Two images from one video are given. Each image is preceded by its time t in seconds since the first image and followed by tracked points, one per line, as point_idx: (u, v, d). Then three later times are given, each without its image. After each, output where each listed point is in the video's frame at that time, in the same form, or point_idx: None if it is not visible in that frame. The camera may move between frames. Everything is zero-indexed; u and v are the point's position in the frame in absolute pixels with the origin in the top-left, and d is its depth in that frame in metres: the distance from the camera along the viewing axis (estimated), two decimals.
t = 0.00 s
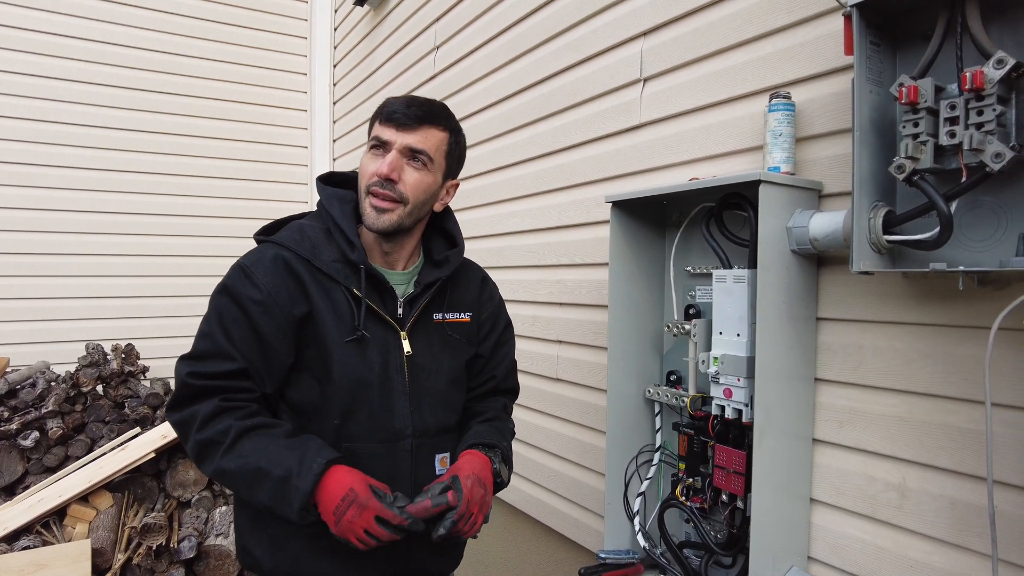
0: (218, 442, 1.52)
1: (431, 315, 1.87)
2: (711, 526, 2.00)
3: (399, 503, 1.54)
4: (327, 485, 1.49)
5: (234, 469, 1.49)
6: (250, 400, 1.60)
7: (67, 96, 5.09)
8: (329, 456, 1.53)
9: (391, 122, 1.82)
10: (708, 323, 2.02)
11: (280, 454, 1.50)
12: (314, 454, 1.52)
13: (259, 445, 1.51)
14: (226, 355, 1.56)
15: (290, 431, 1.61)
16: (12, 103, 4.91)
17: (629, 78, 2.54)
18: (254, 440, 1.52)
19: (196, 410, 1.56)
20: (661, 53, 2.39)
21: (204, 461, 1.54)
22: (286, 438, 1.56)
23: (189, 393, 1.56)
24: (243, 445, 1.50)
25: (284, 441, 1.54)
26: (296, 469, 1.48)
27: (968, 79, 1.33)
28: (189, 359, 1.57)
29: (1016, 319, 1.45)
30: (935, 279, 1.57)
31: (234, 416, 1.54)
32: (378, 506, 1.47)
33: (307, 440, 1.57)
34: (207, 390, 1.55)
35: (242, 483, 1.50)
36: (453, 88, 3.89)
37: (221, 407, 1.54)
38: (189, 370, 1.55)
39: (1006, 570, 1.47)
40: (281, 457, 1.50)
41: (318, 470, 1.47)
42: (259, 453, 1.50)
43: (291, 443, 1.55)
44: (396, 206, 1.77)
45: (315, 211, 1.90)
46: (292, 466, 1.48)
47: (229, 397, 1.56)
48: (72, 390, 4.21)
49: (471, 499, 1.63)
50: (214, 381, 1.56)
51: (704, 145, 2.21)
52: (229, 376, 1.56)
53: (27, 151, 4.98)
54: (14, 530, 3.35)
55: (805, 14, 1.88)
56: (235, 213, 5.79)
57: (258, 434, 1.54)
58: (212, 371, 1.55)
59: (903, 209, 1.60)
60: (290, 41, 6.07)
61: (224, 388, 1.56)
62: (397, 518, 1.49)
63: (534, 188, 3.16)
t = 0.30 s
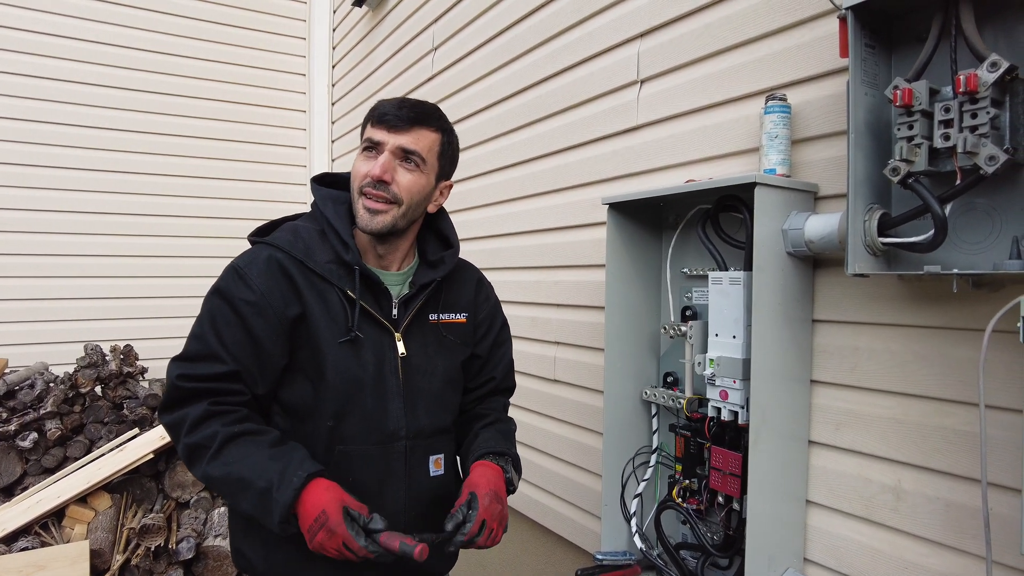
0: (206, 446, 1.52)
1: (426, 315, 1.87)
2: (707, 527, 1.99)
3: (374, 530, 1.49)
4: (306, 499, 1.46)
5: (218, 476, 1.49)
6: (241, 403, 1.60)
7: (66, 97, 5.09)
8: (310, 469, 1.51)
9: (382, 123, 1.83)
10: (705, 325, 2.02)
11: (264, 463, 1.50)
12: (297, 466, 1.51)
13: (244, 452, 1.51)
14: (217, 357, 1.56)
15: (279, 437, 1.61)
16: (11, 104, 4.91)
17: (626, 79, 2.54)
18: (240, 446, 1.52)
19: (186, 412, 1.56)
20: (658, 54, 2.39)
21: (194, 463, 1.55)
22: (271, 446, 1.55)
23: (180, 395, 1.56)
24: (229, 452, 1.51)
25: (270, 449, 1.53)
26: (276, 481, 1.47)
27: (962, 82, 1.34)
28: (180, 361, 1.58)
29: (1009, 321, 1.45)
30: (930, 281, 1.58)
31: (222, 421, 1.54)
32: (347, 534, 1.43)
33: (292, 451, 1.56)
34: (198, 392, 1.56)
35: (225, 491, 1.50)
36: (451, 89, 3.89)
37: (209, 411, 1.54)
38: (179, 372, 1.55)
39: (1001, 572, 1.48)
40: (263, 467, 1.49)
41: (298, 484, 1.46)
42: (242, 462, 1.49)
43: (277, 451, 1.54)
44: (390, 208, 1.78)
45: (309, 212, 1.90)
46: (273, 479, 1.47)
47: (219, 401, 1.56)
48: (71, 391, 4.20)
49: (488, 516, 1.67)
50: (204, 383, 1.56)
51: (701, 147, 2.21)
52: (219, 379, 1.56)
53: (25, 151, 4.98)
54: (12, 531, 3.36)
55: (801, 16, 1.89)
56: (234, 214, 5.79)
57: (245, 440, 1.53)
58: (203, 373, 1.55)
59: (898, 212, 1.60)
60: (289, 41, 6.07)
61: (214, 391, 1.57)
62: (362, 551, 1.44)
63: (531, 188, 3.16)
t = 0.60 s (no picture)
0: (202, 447, 1.52)
1: (425, 314, 1.88)
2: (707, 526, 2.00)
3: (373, 535, 1.48)
4: (302, 505, 1.46)
5: (213, 476, 1.50)
6: (238, 403, 1.61)
7: (66, 97, 5.10)
8: (307, 473, 1.50)
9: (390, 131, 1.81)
10: (704, 325, 2.03)
11: (261, 466, 1.50)
12: (293, 469, 1.51)
13: (241, 453, 1.51)
14: (216, 357, 1.56)
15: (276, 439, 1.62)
16: (11, 104, 4.91)
17: (625, 79, 2.55)
18: (237, 447, 1.52)
19: (183, 412, 1.56)
20: (657, 54, 2.39)
21: (190, 463, 1.56)
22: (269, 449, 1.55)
23: (177, 394, 1.56)
24: (225, 453, 1.51)
25: (267, 452, 1.54)
26: (273, 483, 1.47)
27: (960, 82, 1.34)
28: (178, 360, 1.58)
29: (1006, 320, 1.46)
30: (927, 280, 1.58)
31: (220, 422, 1.54)
32: (343, 541, 1.42)
33: (289, 455, 1.56)
34: (195, 392, 1.56)
35: (221, 492, 1.50)
36: (450, 89, 3.89)
37: (206, 412, 1.54)
38: (177, 371, 1.55)
39: (999, 570, 1.48)
40: (260, 469, 1.49)
41: (293, 488, 1.45)
42: (238, 464, 1.49)
43: (274, 454, 1.54)
44: (396, 216, 1.79)
45: (308, 211, 1.91)
46: (269, 481, 1.47)
47: (217, 401, 1.56)
48: (71, 391, 4.20)
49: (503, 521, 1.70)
50: (202, 383, 1.56)
51: (700, 147, 2.21)
52: (217, 378, 1.56)
53: (24, 151, 4.98)
54: (12, 531, 3.36)
55: (800, 17, 1.89)
56: (234, 214, 5.79)
57: (243, 441, 1.54)
58: (201, 373, 1.55)
59: (896, 211, 1.61)
60: (288, 41, 6.07)
61: (212, 391, 1.57)
62: (360, 558, 1.43)
63: (531, 188, 3.16)
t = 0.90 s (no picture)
0: (189, 443, 1.53)
1: (425, 315, 1.88)
2: (707, 523, 2.02)
3: (339, 551, 1.39)
4: (272, 512, 1.41)
5: (195, 474, 1.50)
6: (231, 402, 1.61)
7: (68, 96, 5.11)
8: (280, 480, 1.46)
9: (448, 164, 1.73)
10: (704, 322, 2.04)
11: (237, 467, 1.47)
12: (267, 475, 1.47)
13: (222, 453, 1.50)
14: (213, 356, 1.57)
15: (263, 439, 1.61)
16: (12, 103, 4.92)
17: (626, 78, 2.56)
18: (221, 446, 1.51)
19: (176, 409, 1.58)
20: (657, 53, 2.40)
21: (179, 459, 1.57)
22: (249, 450, 1.52)
23: (172, 392, 1.58)
24: (208, 451, 1.51)
25: (248, 453, 1.52)
26: (246, 487, 1.44)
27: (959, 80, 1.35)
28: (175, 358, 1.59)
29: (1005, 317, 1.47)
30: (926, 277, 1.59)
31: (207, 420, 1.54)
32: (306, 552, 1.34)
33: (269, 459, 1.53)
34: (188, 391, 1.57)
35: (200, 492, 1.50)
36: (451, 89, 3.90)
37: (193, 411, 1.55)
38: (173, 370, 1.57)
39: (997, 565, 1.49)
40: (235, 471, 1.46)
41: (264, 494, 1.41)
42: (216, 463, 1.48)
43: (254, 456, 1.52)
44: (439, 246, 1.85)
45: (309, 210, 1.91)
46: (243, 485, 1.44)
47: (209, 400, 1.57)
48: (72, 389, 4.21)
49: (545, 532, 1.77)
50: (196, 381, 1.57)
51: (700, 146, 2.22)
52: (211, 377, 1.57)
53: (24, 150, 4.99)
54: (14, 529, 3.37)
55: (799, 16, 1.90)
56: (234, 213, 5.80)
57: (227, 440, 1.53)
58: (196, 372, 1.56)
59: (896, 209, 1.62)
60: (289, 41, 6.08)
61: (205, 390, 1.57)
62: (322, 570, 1.34)
63: (531, 187, 3.17)
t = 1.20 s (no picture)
0: (190, 441, 1.54)
1: (429, 321, 1.89)
2: (707, 524, 2.03)
3: (336, 554, 1.40)
4: (270, 514, 1.42)
5: (195, 472, 1.51)
6: (233, 401, 1.62)
7: (69, 98, 5.13)
8: (279, 481, 1.47)
9: (462, 172, 1.75)
10: (704, 324, 2.05)
11: (236, 467, 1.48)
12: (265, 477, 1.47)
13: (222, 452, 1.51)
14: (217, 355, 1.59)
15: (263, 439, 1.62)
16: (10, 104, 4.94)
17: (627, 81, 2.57)
18: (221, 445, 1.52)
19: (179, 405, 1.59)
20: (658, 56, 2.42)
21: (179, 455, 1.58)
22: (249, 450, 1.53)
23: (174, 389, 1.59)
24: (209, 449, 1.52)
25: (247, 452, 1.53)
26: (244, 487, 1.45)
27: (956, 86, 1.36)
28: (179, 355, 1.60)
29: (1003, 320, 1.48)
30: (924, 281, 1.61)
31: (208, 418, 1.56)
32: (304, 554, 1.36)
33: (268, 460, 1.54)
34: (191, 388, 1.58)
35: (199, 489, 1.51)
36: (453, 91, 3.91)
37: (195, 409, 1.56)
38: (176, 367, 1.58)
39: (995, 566, 1.50)
40: (234, 471, 1.47)
41: (264, 494, 1.43)
42: (216, 461, 1.50)
43: (253, 456, 1.53)
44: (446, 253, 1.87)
45: (316, 211, 1.93)
46: (241, 485, 1.45)
47: (211, 397, 1.58)
48: (74, 390, 4.19)
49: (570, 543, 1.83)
50: (199, 379, 1.59)
51: (700, 149, 2.24)
52: (215, 376, 1.59)
53: (24, 152, 5.01)
54: (16, 529, 3.39)
55: (799, 20, 1.91)
56: (235, 214, 5.81)
57: (227, 440, 1.54)
58: (200, 370, 1.58)
59: (895, 213, 1.63)
60: (290, 42, 6.08)
61: (208, 388, 1.59)
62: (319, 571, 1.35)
63: (532, 189, 3.18)
